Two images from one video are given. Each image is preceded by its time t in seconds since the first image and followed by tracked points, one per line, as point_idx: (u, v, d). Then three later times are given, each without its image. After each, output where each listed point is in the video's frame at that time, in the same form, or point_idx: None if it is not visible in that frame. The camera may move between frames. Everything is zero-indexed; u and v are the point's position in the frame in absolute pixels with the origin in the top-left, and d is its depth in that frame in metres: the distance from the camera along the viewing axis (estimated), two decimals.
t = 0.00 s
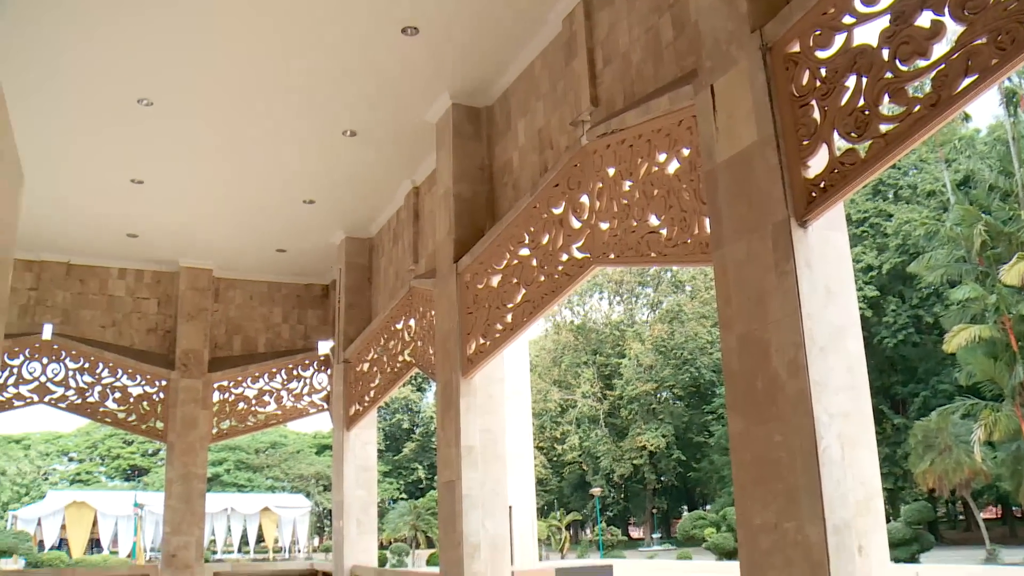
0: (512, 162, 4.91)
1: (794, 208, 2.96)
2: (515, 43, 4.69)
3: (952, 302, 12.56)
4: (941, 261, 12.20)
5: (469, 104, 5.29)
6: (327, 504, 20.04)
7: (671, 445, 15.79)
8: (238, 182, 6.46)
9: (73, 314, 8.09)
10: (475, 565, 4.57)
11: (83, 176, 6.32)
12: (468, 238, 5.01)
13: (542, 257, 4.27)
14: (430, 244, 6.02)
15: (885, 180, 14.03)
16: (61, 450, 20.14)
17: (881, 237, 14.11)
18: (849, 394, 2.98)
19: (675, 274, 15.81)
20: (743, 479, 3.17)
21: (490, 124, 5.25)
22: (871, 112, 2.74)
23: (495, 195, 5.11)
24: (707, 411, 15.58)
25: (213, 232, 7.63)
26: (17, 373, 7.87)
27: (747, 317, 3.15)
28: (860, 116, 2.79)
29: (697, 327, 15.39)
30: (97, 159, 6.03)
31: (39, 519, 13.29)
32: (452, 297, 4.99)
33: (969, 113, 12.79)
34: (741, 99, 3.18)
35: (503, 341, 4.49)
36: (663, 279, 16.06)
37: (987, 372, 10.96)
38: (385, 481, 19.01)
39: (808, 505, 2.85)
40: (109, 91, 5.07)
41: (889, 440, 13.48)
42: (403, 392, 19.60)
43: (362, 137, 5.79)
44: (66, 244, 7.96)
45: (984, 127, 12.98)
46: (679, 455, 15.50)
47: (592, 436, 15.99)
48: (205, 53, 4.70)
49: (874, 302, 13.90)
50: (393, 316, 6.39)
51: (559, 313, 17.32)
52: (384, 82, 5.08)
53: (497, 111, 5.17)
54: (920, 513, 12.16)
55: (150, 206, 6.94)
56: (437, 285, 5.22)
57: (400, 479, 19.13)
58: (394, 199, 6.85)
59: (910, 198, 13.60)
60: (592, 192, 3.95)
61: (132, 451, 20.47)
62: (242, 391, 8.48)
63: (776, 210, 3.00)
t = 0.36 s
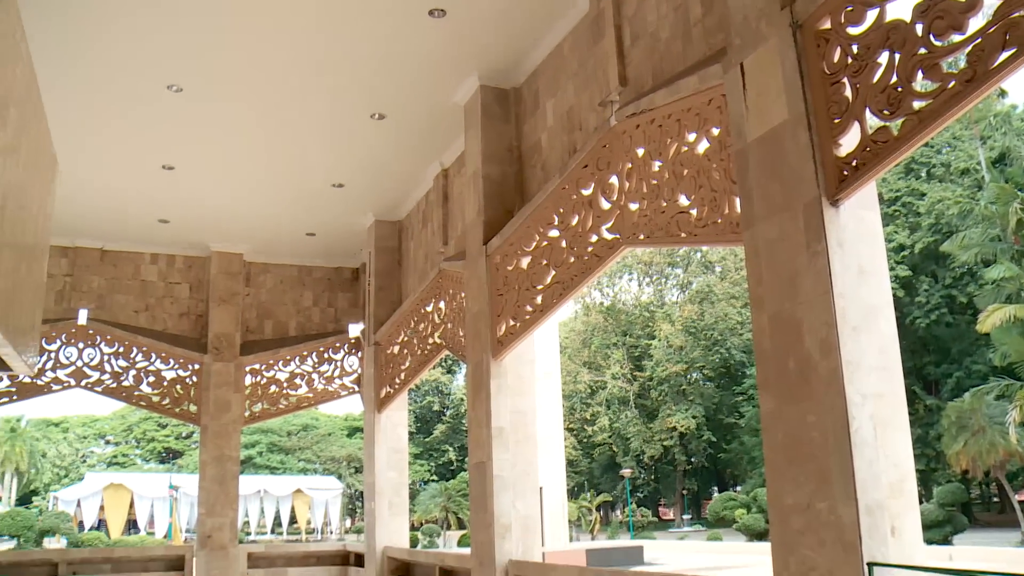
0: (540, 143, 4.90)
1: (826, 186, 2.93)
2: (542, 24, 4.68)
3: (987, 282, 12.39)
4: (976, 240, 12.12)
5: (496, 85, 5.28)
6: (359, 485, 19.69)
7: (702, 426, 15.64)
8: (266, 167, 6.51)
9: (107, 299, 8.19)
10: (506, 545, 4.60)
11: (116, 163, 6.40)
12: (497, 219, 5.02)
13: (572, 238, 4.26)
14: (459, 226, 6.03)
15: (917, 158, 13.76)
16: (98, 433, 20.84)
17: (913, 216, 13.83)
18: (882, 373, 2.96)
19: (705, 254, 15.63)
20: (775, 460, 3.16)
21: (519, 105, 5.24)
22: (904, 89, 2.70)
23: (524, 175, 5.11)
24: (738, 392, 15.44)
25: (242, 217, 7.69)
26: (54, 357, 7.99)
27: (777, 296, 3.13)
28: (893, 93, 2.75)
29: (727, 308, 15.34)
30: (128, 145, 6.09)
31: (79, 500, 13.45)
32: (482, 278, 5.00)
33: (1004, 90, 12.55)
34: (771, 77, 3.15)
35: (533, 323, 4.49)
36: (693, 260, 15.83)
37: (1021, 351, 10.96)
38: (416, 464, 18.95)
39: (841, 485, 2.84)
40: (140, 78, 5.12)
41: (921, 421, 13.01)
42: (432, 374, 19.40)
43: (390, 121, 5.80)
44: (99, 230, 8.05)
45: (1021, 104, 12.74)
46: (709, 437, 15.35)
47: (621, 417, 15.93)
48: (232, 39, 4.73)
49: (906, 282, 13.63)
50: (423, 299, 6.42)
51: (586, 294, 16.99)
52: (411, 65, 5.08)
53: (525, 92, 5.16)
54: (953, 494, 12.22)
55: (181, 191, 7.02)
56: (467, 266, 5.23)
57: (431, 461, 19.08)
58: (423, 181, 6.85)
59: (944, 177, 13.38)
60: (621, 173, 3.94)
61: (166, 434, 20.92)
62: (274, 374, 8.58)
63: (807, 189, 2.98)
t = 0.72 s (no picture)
0: (567, 126, 4.89)
1: (856, 167, 2.90)
2: (568, 5, 4.66)
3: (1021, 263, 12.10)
4: (1010, 220, 12.01)
5: (522, 68, 5.27)
6: (388, 469, 19.81)
7: (731, 409, 15.30)
8: (292, 153, 6.56)
9: (137, 284, 8.36)
10: (536, 528, 4.61)
11: (145, 150, 6.46)
12: (524, 202, 5.03)
13: (599, 221, 4.25)
14: (486, 210, 6.04)
15: (948, 138, 13.45)
16: (130, 418, 21.02)
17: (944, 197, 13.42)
18: (914, 355, 2.92)
19: (733, 235, 15.46)
20: (805, 444, 3.13)
21: (545, 88, 5.22)
22: (935, 67, 2.65)
23: (551, 157, 5.10)
24: (767, 374, 15.02)
25: (270, 203, 7.76)
26: (87, 343, 8.19)
27: (807, 276, 3.11)
28: (923, 71, 2.70)
29: (755, 290, 14.93)
30: (157, 132, 6.15)
31: (113, 484, 13.42)
32: (509, 262, 5.01)
33: None
34: (800, 56, 3.12)
35: (561, 306, 4.49)
36: (721, 242, 15.78)
37: None
38: (445, 446, 18.65)
39: (871, 468, 2.81)
40: (168, 65, 5.17)
41: (952, 404, 12.75)
42: (462, 356, 19.16)
43: (416, 105, 5.81)
44: (129, 216, 8.20)
45: None
46: (738, 419, 15.02)
47: (650, 400, 15.92)
48: (256, 26, 4.76)
49: (936, 264, 13.31)
50: (451, 282, 6.43)
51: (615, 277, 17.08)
52: (435, 49, 5.09)
53: (552, 75, 5.14)
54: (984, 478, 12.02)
55: (210, 178, 7.08)
56: (495, 250, 5.25)
57: (460, 445, 18.80)
58: (450, 164, 6.85)
59: (975, 156, 13.07)
60: (649, 155, 3.93)
61: (197, 418, 20.85)
62: (304, 358, 8.66)
63: (836, 169, 2.95)
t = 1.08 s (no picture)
0: (591, 112, 4.87)
1: (882, 150, 2.87)
2: None
3: None
4: None
5: (546, 54, 5.25)
6: (413, 455, 19.88)
7: (756, 395, 15.15)
8: (315, 142, 6.59)
9: (165, 274, 8.48)
10: (561, 514, 4.63)
11: (170, 139, 6.51)
12: (548, 188, 5.02)
13: (624, 207, 4.24)
14: (511, 196, 6.04)
15: (978, 120, 13.12)
16: (158, 406, 21.25)
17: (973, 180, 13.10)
18: (942, 341, 2.89)
19: (758, 221, 15.25)
20: (832, 430, 3.10)
21: (569, 73, 5.20)
22: (965, 48, 2.60)
23: (575, 143, 5.09)
24: (791, 359, 14.97)
25: (294, 191, 7.79)
26: (116, 331, 8.35)
27: (833, 261, 3.08)
28: (953, 53, 2.65)
29: (781, 276, 14.80)
30: (181, 121, 6.19)
31: (143, 469, 13.30)
32: (534, 248, 5.01)
33: None
34: (826, 38, 3.09)
35: (585, 292, 4.48)
36: (746, 228, 15.51)
37: None
38: (470, 433, 18.36)
39: (899, 455, 2.79)
40: (193, 54, 5.20)
41: (981, 390, 12.41)
42: (486, 343, 18.76)
43: (439, 92, 5.81)
44: (155, 206, 8.27)
45: None
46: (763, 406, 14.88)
47: (675, 386, 15.73)
48: (278, 15, 4.78)
49: (965, 249, 12.99)
50: (475, 269, 6.44)
51: (639, 264, 16.96)
52: (458, 35, 5.08)
53: (576, 60, 5.12)
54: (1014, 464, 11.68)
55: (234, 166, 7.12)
56: (519, 236, 5.25)
57: (485, 431, 18.37)
58: (473, 151, 6.84)
59: (1006, 139, 12.72)
60: (674, 140, 3.92)
61: (224, 406, 21.07)
62: (329, 345, 8.73)
63: (863, 153, 2.92)
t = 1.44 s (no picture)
0: (613, 97, 4.85)
1: (908, 134, 2.83)
2: None
3: None
4: None
5: (567, 39, 5.24)
6: (437, 442, 19.94)
7: (780, 380, 15.02)
8: (337, 130, 6.62)
9: (189, 262, 8.60)
10: (584, 499, 4.65)
11: (194, 128, 6.56)
12: (570, 174, 5.02)
13: (647, 192, 4.23)
14: (533, 181, 6.04)
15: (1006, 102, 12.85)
16: (185, 393, 21.48)
17: (1000, 163, 12.86)
18: (970, 326, 2.83)
19: (781, 205, 15.08)
20: (857, 416, 3.04)
21: (590, 58, 5.18)
22: (994, 28, 2.55)
23: (597, 128, 5.08)
24: (816, 346, 14.76)
25: (317, 178, 7.82)
26: (141, 320, 8.46)
27: (858, 245, 3.03)
28: (981, 33, 2.60)
29: (805, 262, 14.72)
30: (203, 110, 6.22)
31: (169, 457, 13.58)
32: (557, 235, 5.01)
33: None
34: (851, 20, 3.05)
35: (608, 278, 4.48)
36: (769, 213, 15.37)
37: None
38: (493, 419, 18.37)
39: (924, 441, 2.73)
40: (214, 43, 5.22)
41: (1007, 376, 12.13)
42: (508, 330, 18.64)
43: (460, 79, 5.80)
44: (179, 195, 8.35)
45: None
46: (786, 391, 14.71)
47: (698, 371, 15.69)
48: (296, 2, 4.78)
49: (992, 233, 12.64)
50: (498, 256, 6.44)
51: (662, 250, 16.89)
52: (479, 21, 5.07)
53: (597, 45, 5.10)
54: None
55: (256, 155, 7.15)
56: (542, 223, 5.25)
57: (508, 417, 18.37)
58: (495, 138, 6.84)
59: None
60: (696, 125, 3.90)
61: (249, 393, 21.03)
62: (353, 332, 8.76)
63: (888, 136, 2.88)
